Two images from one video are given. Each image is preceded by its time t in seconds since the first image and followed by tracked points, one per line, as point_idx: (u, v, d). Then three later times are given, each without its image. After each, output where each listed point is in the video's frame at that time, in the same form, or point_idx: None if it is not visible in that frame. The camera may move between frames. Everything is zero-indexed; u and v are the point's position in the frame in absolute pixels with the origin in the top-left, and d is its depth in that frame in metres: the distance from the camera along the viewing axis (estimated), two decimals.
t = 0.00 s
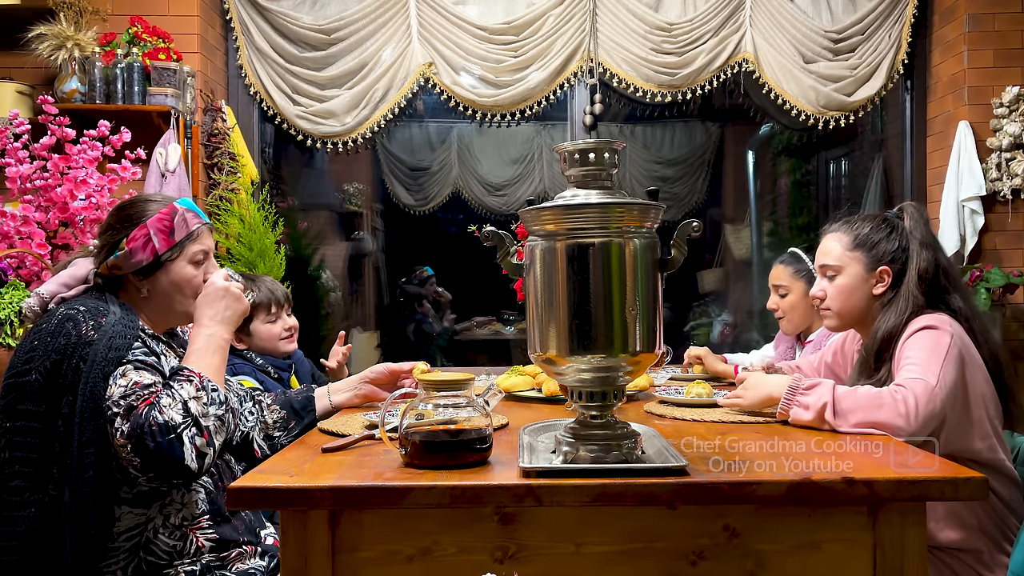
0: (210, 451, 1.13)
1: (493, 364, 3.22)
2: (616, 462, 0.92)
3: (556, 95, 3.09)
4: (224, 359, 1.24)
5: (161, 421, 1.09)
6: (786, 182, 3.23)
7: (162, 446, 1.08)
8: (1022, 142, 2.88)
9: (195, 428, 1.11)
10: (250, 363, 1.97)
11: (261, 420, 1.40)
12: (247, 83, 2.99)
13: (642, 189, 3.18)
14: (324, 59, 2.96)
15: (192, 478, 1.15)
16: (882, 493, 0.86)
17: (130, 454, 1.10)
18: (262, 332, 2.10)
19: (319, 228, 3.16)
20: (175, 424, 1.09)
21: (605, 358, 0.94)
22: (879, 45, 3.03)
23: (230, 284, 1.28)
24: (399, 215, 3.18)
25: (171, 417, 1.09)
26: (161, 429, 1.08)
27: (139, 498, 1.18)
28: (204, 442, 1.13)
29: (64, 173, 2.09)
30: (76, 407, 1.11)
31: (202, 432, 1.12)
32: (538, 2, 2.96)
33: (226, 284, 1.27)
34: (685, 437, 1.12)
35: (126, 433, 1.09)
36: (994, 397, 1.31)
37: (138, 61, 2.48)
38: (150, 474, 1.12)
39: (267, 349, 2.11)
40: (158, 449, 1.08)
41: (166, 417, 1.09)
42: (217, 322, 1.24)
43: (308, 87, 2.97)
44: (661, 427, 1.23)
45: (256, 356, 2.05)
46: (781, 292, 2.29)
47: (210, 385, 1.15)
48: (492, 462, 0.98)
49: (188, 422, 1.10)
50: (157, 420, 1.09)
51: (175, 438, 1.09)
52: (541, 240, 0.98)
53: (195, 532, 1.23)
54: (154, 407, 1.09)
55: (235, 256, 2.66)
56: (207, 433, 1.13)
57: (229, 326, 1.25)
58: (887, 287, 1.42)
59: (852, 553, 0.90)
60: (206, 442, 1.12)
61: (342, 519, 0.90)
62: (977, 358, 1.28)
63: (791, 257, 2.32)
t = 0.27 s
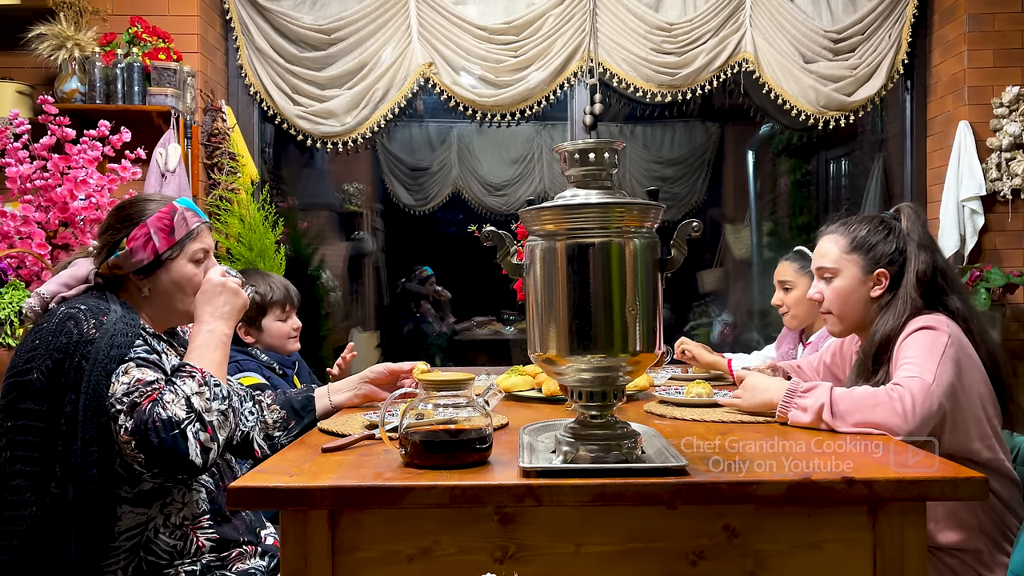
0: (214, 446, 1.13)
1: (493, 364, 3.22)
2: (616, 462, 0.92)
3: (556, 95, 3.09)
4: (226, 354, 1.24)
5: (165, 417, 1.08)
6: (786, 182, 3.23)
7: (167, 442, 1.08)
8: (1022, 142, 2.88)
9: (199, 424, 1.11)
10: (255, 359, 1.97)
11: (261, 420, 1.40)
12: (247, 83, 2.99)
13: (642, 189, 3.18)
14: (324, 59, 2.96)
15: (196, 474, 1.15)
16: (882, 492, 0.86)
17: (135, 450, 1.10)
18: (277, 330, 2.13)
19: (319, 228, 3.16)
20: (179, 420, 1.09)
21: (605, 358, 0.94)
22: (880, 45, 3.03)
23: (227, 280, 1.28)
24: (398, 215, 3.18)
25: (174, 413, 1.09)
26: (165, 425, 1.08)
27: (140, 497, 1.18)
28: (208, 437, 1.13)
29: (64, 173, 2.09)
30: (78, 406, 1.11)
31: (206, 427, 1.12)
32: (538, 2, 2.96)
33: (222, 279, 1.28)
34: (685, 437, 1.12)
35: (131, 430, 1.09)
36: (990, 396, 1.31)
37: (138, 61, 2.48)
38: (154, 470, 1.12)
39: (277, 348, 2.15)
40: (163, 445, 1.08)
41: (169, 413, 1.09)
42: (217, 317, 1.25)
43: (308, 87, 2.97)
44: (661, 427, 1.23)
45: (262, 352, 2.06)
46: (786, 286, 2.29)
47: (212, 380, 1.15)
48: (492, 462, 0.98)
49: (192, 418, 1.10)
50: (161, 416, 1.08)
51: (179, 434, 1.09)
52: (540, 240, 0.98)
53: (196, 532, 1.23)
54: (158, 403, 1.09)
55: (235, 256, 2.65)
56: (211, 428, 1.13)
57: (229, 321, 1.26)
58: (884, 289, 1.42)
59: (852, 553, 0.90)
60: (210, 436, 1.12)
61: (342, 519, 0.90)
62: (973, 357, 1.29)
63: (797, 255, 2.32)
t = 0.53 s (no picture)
0: (215, 447, 1.13)
1: (493, 364, 3.22)
2: (616, 462, 0.92)
3: (556, 95, 3.09)
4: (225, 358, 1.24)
5: (167, 417, 1.08)
6: (786, 182, 3.22)
7: (168, 443, 1.08)
8: (1022, 142, 2.88)
9: (201, 425, 1.11)
10: (257, 358, 1.97)
11: (261, 420, 1.40)
12: (247, 83, 2.99)
13: (642, 189, 3.18)
14: (324, 59, 2.96)
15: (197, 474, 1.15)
16: (882, 492, 0.86)
17: (135, 450, 1.09)
18: (281, 329, 2.13)
19: (319, 228, 3.16)
20: (181, 421, 1.09)
21: (605, 358, 0.94)
22: (879, 45, 3.03)
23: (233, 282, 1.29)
24: (398, 215, 3.18)
25: (176, 414, 1.09)
26: (167, 425, 1.08)
27: (141, 497, 1.18)
28: (209, 438, 1.13)
29: (64, 173, 2.09)
30: (81, 405, 1.12)
31: (208, 428, 1.12)
32: (538, 2, 2.96)
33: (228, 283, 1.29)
34: (685, 437, 1.12)
35: (132, 430, 1.09)
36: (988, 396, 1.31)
37: (138, 61, 2.48)
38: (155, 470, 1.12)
39: (280, 347, 2.15)
40: (164, 445, 1.08)
41: (171, 413, 1.09)
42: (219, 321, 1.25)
43: (308, 87, 2.97)
44: (661, 427, 1.23)
45: (264, 350, 2.06)
46: (783, 287, 2.29)
47: (214, 381, 1.15)
48: (493, 462, 0.98)
49: (194, 419, 1.10)
50: (162, 416, 1.08)
51: (180, 434, 1.09)
52: (541, 240, 0.98)
53: (196, 532, 1.23)
54: (160, 403, 1.09)
55: (235, 256, 2.65)
56: (212, 429, 1.13)
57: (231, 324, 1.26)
58: (879, 292, 1.42)
59: (852, 553, 0.90)
60: (211, 437, 1.12)
61: (342, 519, 0.90)
62: (970, 357, 1.29)
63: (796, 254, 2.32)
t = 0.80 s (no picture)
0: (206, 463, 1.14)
1: (493, 364, 3.22)
2: (616, 462, 0.92)
3: (556, 95, 3.09)
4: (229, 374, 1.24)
5: (163, 429, 1.09)
6: (787, 181, 3.22)
7: (161, 454, 1.08)
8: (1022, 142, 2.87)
9: (196, 440, 1.12)
10: (256, 362, 1.97)
11: (261, 420, 1.39)
12: (247, 83, 2.99)
13: (642, 189, 3.18)
14: (324, 59, 2.96)
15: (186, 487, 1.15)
16: (882, 493, 0.86)
17: (127, 458, 1.10)
18: (286, 329, 2.13)
19: (319, 228, 3.16)
20: (177, 433, 1.09)
21: (605, 358, 0.94)
22: (879, 45, 3.03)
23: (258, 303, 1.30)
24: (398, 215, 3.18)
25: (173, 426, 1.09)
26: (162, 437, 1.09)
27: (140, 497, 1.17)
28: (202, 454, 1.13)
29: (64, 173, 2.09)
30: (78, 406, 1.11)
31: (202, 444, 1.12)
32: (538, 2, 2.96)
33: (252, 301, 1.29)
34: (685, 437, 1.12)
35: (126, 437, 1.09)
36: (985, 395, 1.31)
37: (138, 61, 2.48)
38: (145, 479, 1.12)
39: (284, 346, 2.14)
40: (157, 456, 1.08)
41: (167, 425, 1.09)
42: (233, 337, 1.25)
43: (308, 87, 2.97)
44: (661, 427, 1.22)
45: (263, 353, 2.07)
46: (779, 289, 2.28)
47: (216, 398, 1.16)
48: (493, 462, 0.98)
49: (190, 433, 1.11)
50: (157, 427, 1.09)
51: (174, 447, 1.09)
52: (541, 240, 0.98)
53: (197, 532, 1.23)
54: (158, 413, 1.09)
55: (235, 256, 2.65)
56: (206, 445, 1.13)
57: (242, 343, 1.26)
58: (874, 296, 1.42)
59: (852, 553, 0.90)
60: (204, 453, 1.13)
61: (342, 519, 0.90)
62: (966, 356, 1.30)
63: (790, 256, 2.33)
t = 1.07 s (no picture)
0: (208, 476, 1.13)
1: (493, 364, 3.22)
2: (616, 462, 0.92)
3: (556, 95, 3.09)
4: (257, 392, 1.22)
5: (169, 436, 1.09)
6: (787, 182, 3.22)
7: (163, 460, 1.08)
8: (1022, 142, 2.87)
9: (201, 452, 1.12)
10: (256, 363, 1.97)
11: (261, 420, 1.40)
12: (247, 83, 2.99)
13: (642, 189, 3.18)
14: (324, 59, 2.96)
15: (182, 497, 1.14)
16: (882, 493, 0.86)
17: (129, 461, 1.09)
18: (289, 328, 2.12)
19: (319, 228, 3.16)
20: (183, 443, 1.10)
21: (605, 358, 0.94)
22: (879, 45, 3.03)
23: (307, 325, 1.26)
24: (398, 215, 3.18)
25: (180, 434, 1.10)
26: (166, 444, 1.09)
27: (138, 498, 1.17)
28: (204, 466, 1.12)
29: (64, 173, 2.09)
30: (77, 407, 1.11)
31: (205, 458, 1.12)
32: (538, 2, 2.96)
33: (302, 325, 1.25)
34: (685, 437, 1.12)
35: (129, 441, 1.09)
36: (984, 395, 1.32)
37: (138, 61, 2.48)
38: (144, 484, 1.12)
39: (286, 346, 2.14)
40: (160, 462, 1.08)
41: (175, 433, 1.10)
42: (270, 358, 1.22)
43: (308, 87, 2.97)
44: (661, 427, 1.22)
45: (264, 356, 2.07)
46: (779, 289, 2.28)
47: (231, 413, 1.17)
48: (493, 462, 0.98)
49: (196, 444, 1.11)
50: (164, 434, 1.09)
51: (177, 456, 1.09)
52: (541, 240, 0.98)
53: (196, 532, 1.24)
54: (165, 420, 1.10)
55: (235, 256, 2.65)
56: (209, 459, 1.13)
57: (279, 365, 1.23)
58: (872, 298, 1.42)
59: (852, 553, 0.90)
60: (207, 465, 1.12)
61: (342, 519, 0.90)
62: (965, 356, 1.30)
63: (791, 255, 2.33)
